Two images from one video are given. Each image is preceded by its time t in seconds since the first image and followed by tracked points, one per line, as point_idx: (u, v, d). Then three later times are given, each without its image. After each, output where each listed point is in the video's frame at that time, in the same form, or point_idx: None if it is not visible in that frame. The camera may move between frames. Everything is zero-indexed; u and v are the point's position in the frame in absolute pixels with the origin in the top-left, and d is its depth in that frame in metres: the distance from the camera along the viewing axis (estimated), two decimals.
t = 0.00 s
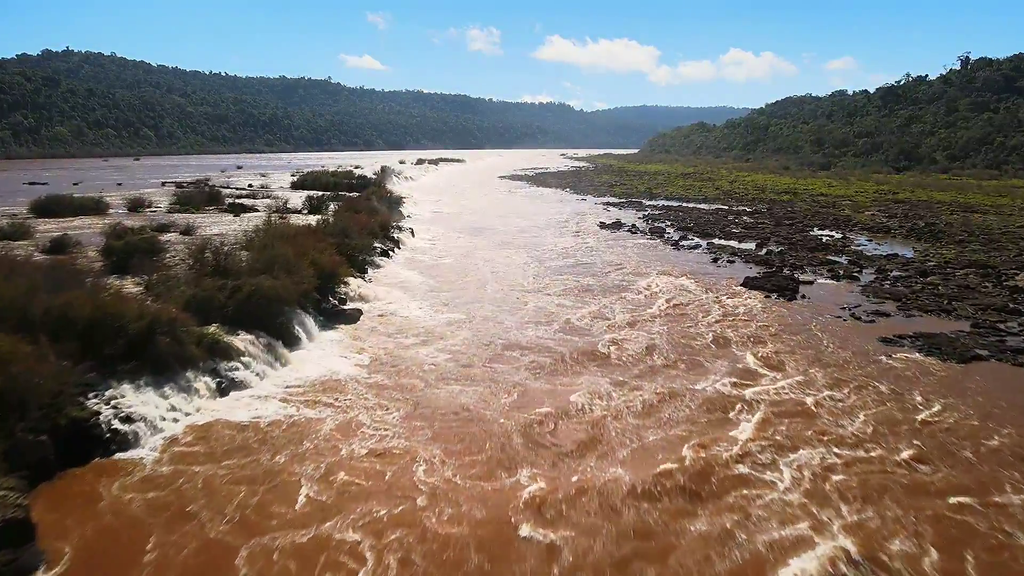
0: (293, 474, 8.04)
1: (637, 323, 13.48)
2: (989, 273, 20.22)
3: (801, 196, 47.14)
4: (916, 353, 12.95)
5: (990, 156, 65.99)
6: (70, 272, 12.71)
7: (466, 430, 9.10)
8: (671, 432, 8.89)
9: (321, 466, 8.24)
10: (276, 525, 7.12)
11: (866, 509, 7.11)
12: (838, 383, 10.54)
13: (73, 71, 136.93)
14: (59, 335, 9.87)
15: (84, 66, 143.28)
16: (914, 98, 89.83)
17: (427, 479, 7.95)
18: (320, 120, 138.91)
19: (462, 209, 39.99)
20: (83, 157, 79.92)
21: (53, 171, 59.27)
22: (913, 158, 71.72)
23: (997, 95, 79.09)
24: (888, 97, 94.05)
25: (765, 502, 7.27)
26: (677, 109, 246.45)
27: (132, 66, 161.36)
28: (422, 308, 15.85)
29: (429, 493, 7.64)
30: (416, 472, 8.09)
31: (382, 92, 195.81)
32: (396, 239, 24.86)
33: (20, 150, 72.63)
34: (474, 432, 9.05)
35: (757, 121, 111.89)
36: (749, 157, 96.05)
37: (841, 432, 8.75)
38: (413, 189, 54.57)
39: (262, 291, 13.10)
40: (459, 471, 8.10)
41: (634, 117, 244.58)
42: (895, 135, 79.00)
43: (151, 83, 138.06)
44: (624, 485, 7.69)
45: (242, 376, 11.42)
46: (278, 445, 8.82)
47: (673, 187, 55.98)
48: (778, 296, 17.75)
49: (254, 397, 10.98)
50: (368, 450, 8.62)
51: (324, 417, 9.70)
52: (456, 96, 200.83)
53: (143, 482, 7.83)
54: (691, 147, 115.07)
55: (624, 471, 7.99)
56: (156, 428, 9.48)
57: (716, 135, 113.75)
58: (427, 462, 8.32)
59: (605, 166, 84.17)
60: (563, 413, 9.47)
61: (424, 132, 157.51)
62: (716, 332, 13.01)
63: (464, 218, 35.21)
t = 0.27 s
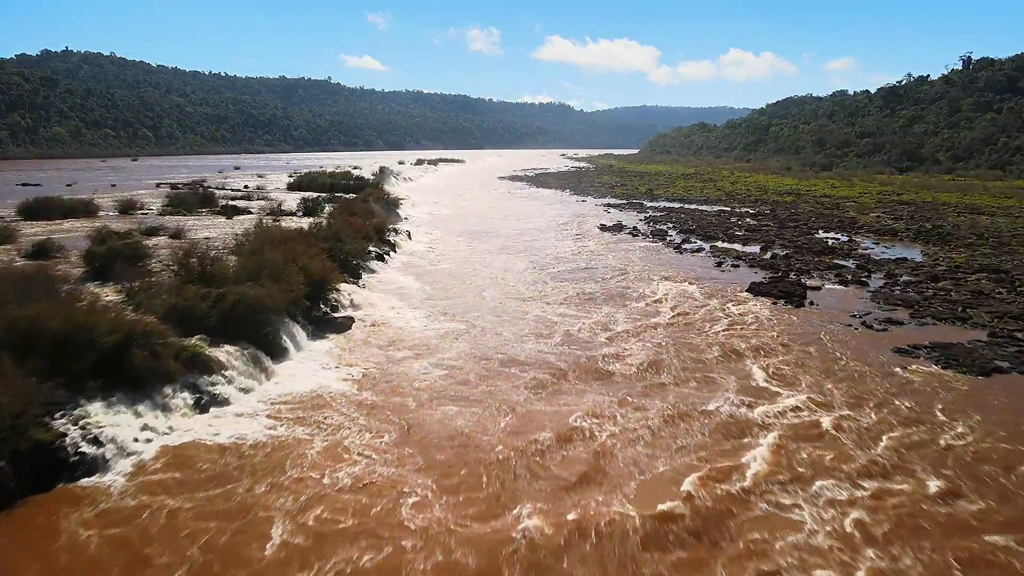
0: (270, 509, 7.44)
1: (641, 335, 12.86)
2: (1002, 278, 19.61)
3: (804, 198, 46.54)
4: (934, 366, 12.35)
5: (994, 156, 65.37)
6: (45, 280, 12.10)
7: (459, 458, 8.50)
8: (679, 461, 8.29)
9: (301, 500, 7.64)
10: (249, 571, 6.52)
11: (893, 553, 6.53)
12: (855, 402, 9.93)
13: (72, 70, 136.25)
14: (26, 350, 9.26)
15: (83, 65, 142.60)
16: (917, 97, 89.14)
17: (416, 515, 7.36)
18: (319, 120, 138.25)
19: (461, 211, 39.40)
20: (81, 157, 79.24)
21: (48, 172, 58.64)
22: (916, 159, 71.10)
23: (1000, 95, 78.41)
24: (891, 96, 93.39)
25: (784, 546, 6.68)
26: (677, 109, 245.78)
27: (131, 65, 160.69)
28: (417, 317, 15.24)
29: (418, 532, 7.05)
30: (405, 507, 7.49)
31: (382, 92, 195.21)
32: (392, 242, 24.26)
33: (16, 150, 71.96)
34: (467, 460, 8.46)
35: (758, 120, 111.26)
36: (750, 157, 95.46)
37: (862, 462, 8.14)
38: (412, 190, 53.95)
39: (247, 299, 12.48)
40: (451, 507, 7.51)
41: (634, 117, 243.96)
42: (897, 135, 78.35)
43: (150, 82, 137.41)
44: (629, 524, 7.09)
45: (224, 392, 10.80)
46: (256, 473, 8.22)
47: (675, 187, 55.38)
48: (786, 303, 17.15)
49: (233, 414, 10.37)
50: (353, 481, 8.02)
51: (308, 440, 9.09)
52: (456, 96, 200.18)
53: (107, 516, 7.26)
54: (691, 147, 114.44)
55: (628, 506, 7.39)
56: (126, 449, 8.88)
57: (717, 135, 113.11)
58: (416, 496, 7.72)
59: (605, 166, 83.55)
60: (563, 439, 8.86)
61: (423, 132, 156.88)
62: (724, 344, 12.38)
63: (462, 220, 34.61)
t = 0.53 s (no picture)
0: (243, 553, 6.86)
1: (647, 349, 12.21)
2: (1016, 283, 18.99)
3: (807, 199, 45.92)
4: (954, 380, 11.74)
5: (998, 156, 64.71)
6: (19, 291, 11.49)
7: (451, 492, 7.89)
8: (689, 495, 7.66)
9: (280, 541, 7.04)
10: None
11: None
12: (876, 425, 9.31)
13: (71, 70, 135.68)
14: None
15: (82, 66, 142.01)
16: (919, 96, 88.44)
17: (404, 560, 6.76)
18: (318, 120, 137.64)
19: (460, 212, 38.81)
20: (79, 158, 78.61)
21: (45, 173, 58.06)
22: (919, 159, 70.45)
23: (1004, 95, 77.75)
24: (893, 96, 92.73)
25: None
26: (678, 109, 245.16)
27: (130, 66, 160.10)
28: (411, 327, 14.62)
29: None
30: (392, 550, 6.90)
31: (381, 92, 194.48)
32: (388, 246, 23.66)
33: (13, 150, 71.33)
34: (459, 495, 7.85)
35: (759, 120, 110.63)
36: (752, 157, 94.88)
37: (886, 497, 7.53)
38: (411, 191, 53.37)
39: (231, 309, 11.86)
40: (442, 549, 6.91)
41: (634, 117, 243.37)
42: (900, 135, 77.71)
43: (149, 83, 136.81)
44: (636, 573, 6.47)
45: (204, 409, 10.17)
46: (232, 509, 7.65)
47: (676, 188, 54.70)
48: (794, 310, 16.52)
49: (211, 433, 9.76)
50: (338, 518, 7.42)
51: (289, 468, 8.50)
52: (456, 96, 199.57)
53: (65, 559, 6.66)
54: (692, 147, 113.81)
55: (634, 551, 6.76)
56: (93, 474, 8.26)
57: (718, 135, 112.49)
58: (405, 535, 7.12)
59: (606, 167, 82.95)
60: (564, 471, 8.25)
61: (423, 132, 156.25)
62: (734, 359, 11.75)
63: (461, 222, 34.01)
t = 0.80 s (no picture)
0: None
1: (653, 363, 11.57)
2: None
3: (811, 200, 45.29)
4: (976, 394, 11.11)
5: (1003, 157, 64.03)
6: None
7: (444, 532, 7.28)
8: (703, 536, 7.04)
9: None
10: None
11: None
12: (900, 450, 8.69)
13: (70, 71, 135.06)
14: None
15: (81, 66, 141.35)
16: (922, 96, 87.79)
17: None
18: (317, 120, 137.01)
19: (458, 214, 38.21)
20: (77, 158, 77.92)
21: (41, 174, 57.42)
22: (922, 160, 69.81)
23: (1008, 95, 77.12)
24: (895, 96, 92.10)
25: None
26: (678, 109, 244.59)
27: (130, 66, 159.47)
28: (405, 337, 13.96)
29: None
30: None
31: (382, 92, 193.85)
32: (384, 250, 23.04)
33: (9, 150, 70.64)
34: (450, 535, 7.23)
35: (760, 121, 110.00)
36: (753, 158, 94.29)
37: (914, 539, 6.91)
38: (410, 193, 52.76)
39: (213, 320, 11.24)
40: None
41: (634, 117, 242.75)
42: (903, 135, 77.07)
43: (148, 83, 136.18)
44: None
45: (180, 428, 9.54)
46: (202, 551, 7.05)
47: (678, 190, 54.03)
48: (804, 318, 15.88)
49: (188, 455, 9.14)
50: (320, 562, 6.80)
51: (267, 501, 7.89)
52: (456, 96, 198.97)
53: None
54: (693, 147, 113.18)
55: None
56: (55, 502, 7.64)
57: (719, 135, 111.88)
58: None
59: (606, 167, 82.33)
60: (564, 508, 7.63)
61: (423, 132, 155.61)
62: (745, 375, 11.10)
63: (460, 224, 33.40)
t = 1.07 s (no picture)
0: None
1: (659, 380, 10.93)
2: None
3: (814, 201, 44.69)
4: (1001, 411, 10.50)
5: (1006, 157, 63.45)
6: None
7: None
8: None
9: None
10: None
11: None
12: (929, 479, 8.06)
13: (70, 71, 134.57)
14: None
15: (81, 66, 140.70)
16: (925, 96, 87.18)
17: None
18: (317, 120, 136.44)
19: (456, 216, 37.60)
20: (77, 159, 77.32)
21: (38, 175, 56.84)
22: (925, 160, 69.20)
23: (1011, 94, 76.54)
24: (897, 96, 91.57)
25: None
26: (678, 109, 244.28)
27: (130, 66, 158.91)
28: (398, 348, 13.35)
29: None
30: None
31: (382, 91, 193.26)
32: (379, 253, 22.46)
33: (7, 151, 69.97)
34: None
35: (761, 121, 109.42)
36: (754, 158, 93.75)
37: None
38: (408, 194, 52.17)
39: (194, 329, 10.62)
40: None
41: (634, 118, 242.35)
42: (906, 134, 76.49)
43: (148, 83, 135.51)
44: None
45: (151, 448, 8.94)
46: None
47: (678, 190, 53.44)
48: (813, 326, 15.28)
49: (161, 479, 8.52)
50: None
51: (242, 539, 7.27)
52: (456, 96, 198.43)
53: None
54: (694, 147, 112.61)
55: None
56: (9, 535, 7.03)
57: (720, 135, 111.32)
58: None
59: (607, 167, 81.74)
60: (564, 553, 7.00)
61: (423, 132, 155.08)
62: (756, 392, 10.46)
63: (457, 226, 32.79)
